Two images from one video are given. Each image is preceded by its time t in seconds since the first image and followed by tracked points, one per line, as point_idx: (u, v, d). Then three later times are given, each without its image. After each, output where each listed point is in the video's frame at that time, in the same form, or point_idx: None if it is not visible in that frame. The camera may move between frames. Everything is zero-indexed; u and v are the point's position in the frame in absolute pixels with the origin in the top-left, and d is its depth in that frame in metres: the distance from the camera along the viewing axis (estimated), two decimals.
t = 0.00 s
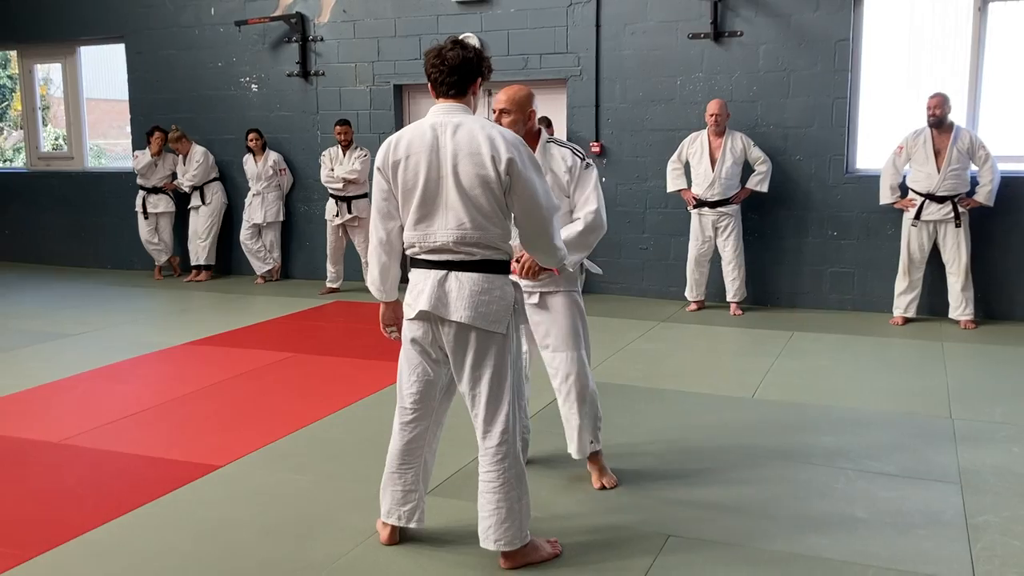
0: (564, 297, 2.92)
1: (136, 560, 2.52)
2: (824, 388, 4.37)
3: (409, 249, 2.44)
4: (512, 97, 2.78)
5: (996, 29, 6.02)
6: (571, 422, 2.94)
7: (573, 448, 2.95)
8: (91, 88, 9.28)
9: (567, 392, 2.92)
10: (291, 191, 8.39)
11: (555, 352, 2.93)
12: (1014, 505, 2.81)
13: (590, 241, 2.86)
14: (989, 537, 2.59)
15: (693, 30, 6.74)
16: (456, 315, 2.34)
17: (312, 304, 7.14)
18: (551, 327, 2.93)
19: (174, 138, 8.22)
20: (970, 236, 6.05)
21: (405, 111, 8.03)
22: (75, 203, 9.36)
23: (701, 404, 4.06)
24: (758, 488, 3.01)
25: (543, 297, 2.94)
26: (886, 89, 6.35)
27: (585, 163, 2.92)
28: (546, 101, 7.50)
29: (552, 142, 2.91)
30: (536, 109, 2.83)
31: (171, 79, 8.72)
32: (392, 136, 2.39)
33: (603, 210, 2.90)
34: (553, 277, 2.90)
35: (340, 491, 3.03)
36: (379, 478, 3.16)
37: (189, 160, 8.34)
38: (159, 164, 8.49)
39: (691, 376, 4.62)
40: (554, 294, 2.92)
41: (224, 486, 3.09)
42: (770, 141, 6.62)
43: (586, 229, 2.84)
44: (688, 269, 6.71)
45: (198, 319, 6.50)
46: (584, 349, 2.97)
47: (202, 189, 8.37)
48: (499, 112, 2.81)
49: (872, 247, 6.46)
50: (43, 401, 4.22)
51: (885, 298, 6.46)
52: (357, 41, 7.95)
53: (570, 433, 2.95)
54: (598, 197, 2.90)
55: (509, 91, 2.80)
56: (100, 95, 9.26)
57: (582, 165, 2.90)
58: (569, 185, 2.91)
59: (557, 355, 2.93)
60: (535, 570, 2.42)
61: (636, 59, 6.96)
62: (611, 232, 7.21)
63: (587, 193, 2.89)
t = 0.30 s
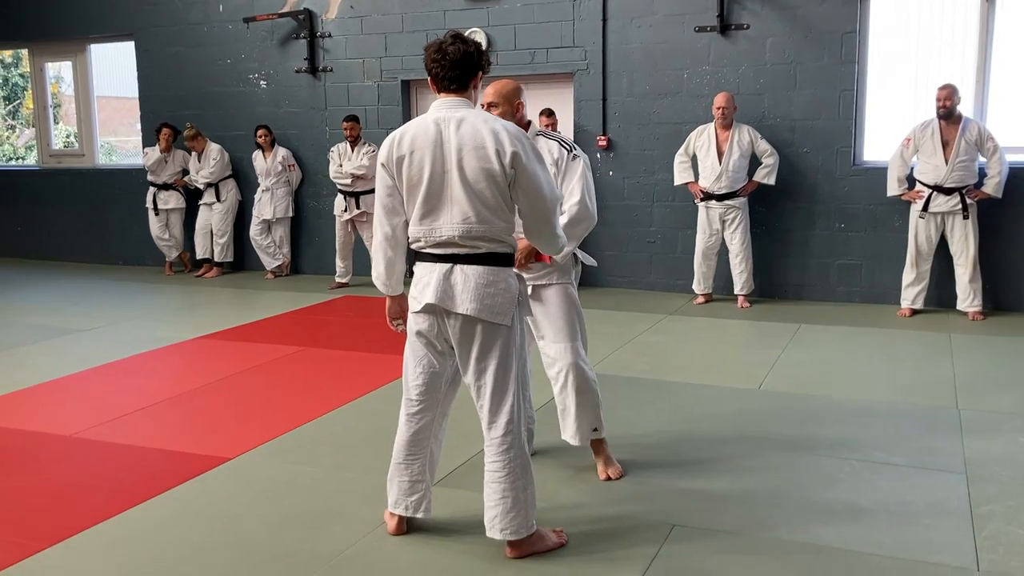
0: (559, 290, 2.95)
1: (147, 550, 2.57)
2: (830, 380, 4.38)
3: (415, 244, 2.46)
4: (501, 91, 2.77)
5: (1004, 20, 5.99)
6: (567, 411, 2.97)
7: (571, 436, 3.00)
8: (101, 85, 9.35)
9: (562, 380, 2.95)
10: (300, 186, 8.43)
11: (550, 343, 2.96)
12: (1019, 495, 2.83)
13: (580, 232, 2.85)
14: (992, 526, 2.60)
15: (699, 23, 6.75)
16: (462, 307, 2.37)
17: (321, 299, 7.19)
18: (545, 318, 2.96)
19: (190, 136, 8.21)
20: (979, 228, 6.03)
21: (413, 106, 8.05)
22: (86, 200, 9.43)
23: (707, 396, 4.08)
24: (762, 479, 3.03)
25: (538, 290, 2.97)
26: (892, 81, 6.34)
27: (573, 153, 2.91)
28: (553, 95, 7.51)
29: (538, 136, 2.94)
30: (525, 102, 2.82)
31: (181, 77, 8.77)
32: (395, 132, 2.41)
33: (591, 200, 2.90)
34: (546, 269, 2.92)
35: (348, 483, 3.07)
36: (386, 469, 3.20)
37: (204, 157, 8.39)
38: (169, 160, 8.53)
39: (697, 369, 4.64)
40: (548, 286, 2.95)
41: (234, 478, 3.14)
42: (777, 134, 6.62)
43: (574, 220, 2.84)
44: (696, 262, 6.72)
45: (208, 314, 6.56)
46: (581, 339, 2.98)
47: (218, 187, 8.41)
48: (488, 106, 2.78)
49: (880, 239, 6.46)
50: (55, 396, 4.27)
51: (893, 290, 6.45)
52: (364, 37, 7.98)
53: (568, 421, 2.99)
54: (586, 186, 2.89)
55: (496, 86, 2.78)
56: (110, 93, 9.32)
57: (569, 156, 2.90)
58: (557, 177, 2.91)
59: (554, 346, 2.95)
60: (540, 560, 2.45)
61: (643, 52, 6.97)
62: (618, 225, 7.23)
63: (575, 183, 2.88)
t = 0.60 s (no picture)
0: (559, 282, 2.96)
1: (154, 542, 2.59)
2: (837, 374, 4.37)
3: (420, 238, 2.47)
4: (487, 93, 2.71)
5: (1014, 13, 5.95)
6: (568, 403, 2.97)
7: (573, 431, 3.00)
8: (111, 80, 9.38)
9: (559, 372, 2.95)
10: (308, 180, 8.45)
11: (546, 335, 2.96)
12: None
13: (583, 220, 2.88)
14: (997, 521, 2.60)
15: (708, 17, 6.72)
16: (466, 301, 2.38)
17: (330, 293, 7.21)
18: (544, 312, 2.97)
19: (201, 129, 8.29)
20: (988, 223, 6.00)
21: (420, 100, 8.05)
22: (96, 194, 9.48)
23: (713, 391, 4.07)
24: (767, 473, 3.03)
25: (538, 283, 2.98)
26: (902, 75, 6.30)
27: (569, 143, 2.93)
28: (561, 89, 7.49)
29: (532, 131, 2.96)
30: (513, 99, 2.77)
31: (190, 71, 8.80)
32: (399, 126, 2.41)
33: (593, 186, 2.91)
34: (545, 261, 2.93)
35: (353, 475, 3.09)
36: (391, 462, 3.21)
37: (214, 150, 8.42)
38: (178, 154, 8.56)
39: (704, 364, 4.63)
40: (548, 279, 2.95)
41: (240, 470, 3.16)
42: (785, 128, 6.59)
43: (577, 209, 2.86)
44: (704, 257, 6.70)
45: (217, 308, 6.59)
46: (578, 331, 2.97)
47: (225, 179, 8.44)
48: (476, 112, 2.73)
49: (889, 234, 6.43)
50: (64, 388, 4.30)
51: (902, 285, 6.43)
52: (372, 31, 7.99)
53: (570, 415, 2.99)
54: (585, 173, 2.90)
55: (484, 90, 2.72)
56: (119, 87, 9.35)
57: (565, 146, 2.92)
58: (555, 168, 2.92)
59: (553, 339, 2.94)
60: (544, 552, 2.46)
61: (651, 46, 6.95)
62: (626, 220, 7.22)
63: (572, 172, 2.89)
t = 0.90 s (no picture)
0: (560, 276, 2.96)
1: (158, 532, 2.61)
2: (841, 372, 4.37)
3: (423, 231, 2.48)
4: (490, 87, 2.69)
5: None
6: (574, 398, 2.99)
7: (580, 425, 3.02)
8: (120, 73, 9.42)
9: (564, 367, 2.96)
10: (316, 175, 8.47)
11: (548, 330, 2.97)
12: None
13: (592, 213, 2.93)
14: (998, 519, 2.60)
15: (716, 14, 6.71)
16: (469, 295, 2.39)
17: (336, 287, 7.23)
18: (547, 307, 2.97)
19: (209, 122, 8.31)
20: (996, 221, 5.98)
21: (428, 95, 8.06)
22: (105, 187, 9.52)
23: (717, 388, 4.08)
24: (768, 470, 3.04)
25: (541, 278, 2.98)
26: (910, 73, 6.29)
27: (569, 136, 2.93)
28: (568, 85, 7.49)
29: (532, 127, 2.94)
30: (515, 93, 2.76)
31: (199, 65, 8.83)
32: (404, 120, 2.42)
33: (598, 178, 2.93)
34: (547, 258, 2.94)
35: (357, 468, 3.11)
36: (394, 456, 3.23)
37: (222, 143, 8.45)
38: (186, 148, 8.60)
39: (708, 360, 4.64)
40: (551, 274, 2.96)
41: (244, 462, 3.18)
42: (792, 125, 6.58)
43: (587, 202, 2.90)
44: (710, 254, 6.70)
45: (224, 301, 6.61)
46: (582, 325, 2.98)
47: (232, 172, 8.47)
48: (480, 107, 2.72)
49: (895, 232, 6.42)
50: (70, 379, 4.33)
51: (908, 283, 6.42)
52: (380, 26, 7.99)
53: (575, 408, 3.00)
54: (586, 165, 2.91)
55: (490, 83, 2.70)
56: (128, 81, 9.39)
57: (565, 139, 2.92)
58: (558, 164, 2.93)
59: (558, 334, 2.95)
60: (544, 546, 2.48)
61: (659, 43, 6.94)
62: (632, 216, 7.23)
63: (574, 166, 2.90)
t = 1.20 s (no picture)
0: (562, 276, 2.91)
1: (158, 523, 2.63)
2: (843, 372, 4.37)
3: (424, 226, 2.48)
4: (505, 78, 2.71)
5: None
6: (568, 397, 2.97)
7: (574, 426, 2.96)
8: (126, 68, 9.44)
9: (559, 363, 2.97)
10: (320, 170, 8.48)
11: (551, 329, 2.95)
12: None
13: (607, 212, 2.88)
14: (996, 519, 2.61)
15: (721, 12, 6.71)
16: (469, 290, 2.40)
17: (339, 283, 7.24)
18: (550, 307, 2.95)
19: (215, 116, 8.31)
20: (999, 222, 5.97)
21: (432, 92, 8.06)
22: (110, 181, 9.55)
23: (717, 386, 4.08)
24: (767, 468, 3.04)
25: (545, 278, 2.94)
26: (915, 73, 6.27)
27: (580, 141, 2.94)
28: (573, 82, 7.49)
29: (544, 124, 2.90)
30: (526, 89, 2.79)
31: (204, 59, 8.84)
32: (407, 114, 2.42)
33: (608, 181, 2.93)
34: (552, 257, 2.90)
35: (356, 462, 3.12)
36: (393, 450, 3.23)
37: (227, 138, 8.47)
38: (190, 143, 8.62)
39: (709, 359, 4.64)
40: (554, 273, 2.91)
41: (245, 455, 3.19)
42: (797, 125, 6.57)
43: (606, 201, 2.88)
44: (713, 253, 6.69)
45: (227, 296, 6.63)
46: (581, 323, 2.97)
47: (237, 167, 8.49)
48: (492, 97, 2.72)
49: (899, 233, 6.41)
50: (73, 372, 4.34)
51: (911, 284, 6.41)
52: (386, 23, 8.00)
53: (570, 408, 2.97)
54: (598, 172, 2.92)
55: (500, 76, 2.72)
56: (134, 76, 9.41)
57: (577, 144, 2.92)
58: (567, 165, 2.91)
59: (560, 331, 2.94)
60: (542, 541, 2.48)
61: (664, 41, 6.94)
62: (635, 214, 7.23)
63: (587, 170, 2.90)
